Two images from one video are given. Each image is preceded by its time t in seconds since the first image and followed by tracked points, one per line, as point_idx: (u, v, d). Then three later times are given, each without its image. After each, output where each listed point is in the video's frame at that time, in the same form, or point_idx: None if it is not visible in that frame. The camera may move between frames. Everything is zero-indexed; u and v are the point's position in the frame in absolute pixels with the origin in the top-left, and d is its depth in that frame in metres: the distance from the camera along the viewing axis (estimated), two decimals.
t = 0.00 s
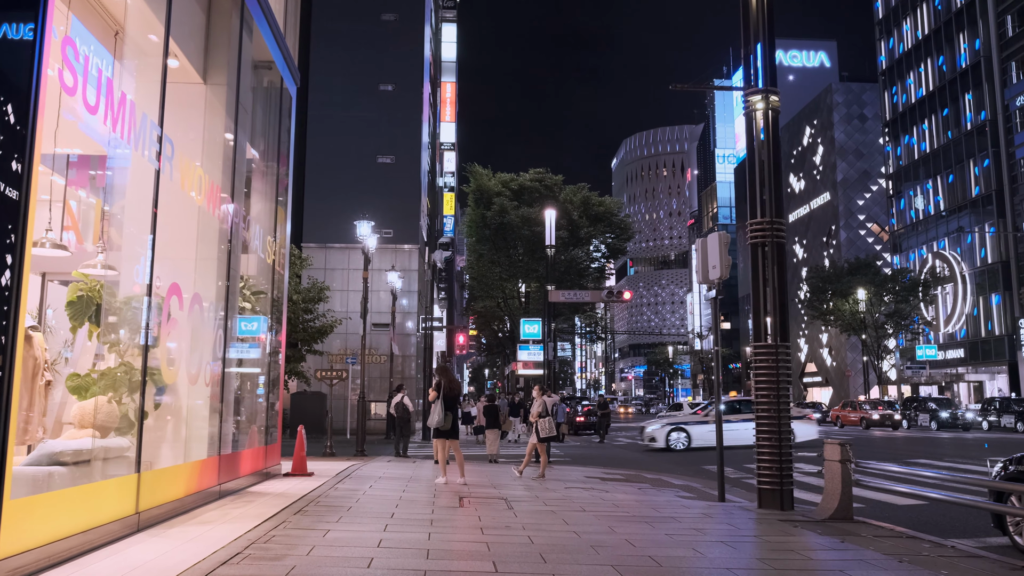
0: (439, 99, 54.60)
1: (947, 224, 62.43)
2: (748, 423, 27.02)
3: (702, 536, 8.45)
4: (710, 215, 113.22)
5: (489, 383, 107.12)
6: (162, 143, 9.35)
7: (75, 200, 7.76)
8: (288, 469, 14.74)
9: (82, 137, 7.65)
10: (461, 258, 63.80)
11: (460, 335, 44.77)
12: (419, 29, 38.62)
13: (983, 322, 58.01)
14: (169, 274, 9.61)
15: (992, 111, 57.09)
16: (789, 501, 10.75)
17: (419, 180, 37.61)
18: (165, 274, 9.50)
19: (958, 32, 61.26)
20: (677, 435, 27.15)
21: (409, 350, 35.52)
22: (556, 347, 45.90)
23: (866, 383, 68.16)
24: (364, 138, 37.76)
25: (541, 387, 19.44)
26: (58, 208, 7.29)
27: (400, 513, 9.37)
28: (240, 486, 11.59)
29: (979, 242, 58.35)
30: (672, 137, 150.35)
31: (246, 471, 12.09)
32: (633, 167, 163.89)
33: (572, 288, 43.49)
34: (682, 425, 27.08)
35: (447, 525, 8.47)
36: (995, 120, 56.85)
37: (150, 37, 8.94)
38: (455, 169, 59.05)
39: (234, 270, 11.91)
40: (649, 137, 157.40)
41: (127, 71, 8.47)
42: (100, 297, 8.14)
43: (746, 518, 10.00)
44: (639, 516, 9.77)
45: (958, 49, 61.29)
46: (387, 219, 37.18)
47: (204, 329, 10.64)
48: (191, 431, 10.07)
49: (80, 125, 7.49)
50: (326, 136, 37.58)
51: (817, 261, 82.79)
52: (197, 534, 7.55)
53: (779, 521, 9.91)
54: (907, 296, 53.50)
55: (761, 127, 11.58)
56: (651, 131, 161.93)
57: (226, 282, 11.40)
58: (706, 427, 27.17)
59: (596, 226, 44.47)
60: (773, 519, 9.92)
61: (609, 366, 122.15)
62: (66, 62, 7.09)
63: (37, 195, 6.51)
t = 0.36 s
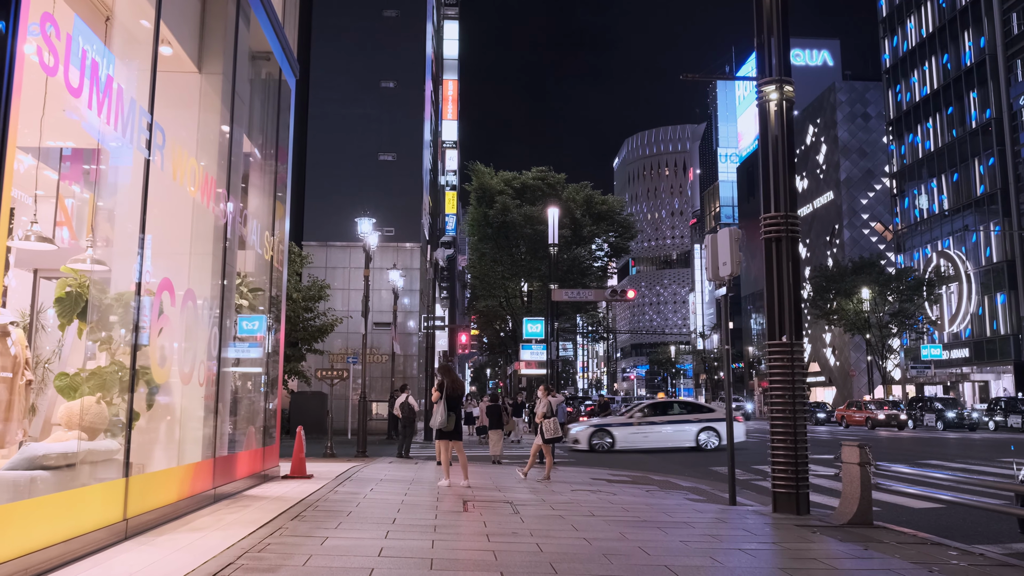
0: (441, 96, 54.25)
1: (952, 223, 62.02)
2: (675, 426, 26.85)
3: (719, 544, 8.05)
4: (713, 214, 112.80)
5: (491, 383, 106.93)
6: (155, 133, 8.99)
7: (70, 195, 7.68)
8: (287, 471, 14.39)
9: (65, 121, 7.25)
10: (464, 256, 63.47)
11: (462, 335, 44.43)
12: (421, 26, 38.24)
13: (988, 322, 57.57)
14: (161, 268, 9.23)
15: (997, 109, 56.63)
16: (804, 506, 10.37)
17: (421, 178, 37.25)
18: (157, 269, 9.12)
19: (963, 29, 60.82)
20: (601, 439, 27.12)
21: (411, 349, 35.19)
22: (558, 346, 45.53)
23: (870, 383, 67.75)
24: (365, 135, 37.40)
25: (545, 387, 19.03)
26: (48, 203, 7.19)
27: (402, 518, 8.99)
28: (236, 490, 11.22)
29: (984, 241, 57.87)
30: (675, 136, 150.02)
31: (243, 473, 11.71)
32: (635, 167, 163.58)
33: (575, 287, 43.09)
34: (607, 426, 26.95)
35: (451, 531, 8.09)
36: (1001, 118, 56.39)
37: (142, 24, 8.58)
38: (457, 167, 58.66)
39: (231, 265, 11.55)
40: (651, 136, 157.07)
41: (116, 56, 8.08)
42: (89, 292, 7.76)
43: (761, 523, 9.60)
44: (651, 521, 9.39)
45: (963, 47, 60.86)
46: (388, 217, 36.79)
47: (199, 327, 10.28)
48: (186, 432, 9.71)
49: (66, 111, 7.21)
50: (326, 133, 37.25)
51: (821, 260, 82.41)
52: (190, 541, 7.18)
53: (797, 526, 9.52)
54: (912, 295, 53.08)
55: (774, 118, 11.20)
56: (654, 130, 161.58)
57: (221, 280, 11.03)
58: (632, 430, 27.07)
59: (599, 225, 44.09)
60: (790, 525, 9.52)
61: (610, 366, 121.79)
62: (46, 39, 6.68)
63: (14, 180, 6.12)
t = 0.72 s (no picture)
0: (442, 95, 53.92)
1: (956, 222, 61.55)
2: (597, 428, 26.47)
3: (733, 550, 7.66)
4: (715, 214, 112.31)
5: (492, 385, 106.49)
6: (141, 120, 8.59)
7: (59, 191, 7.45)
8: (283, 473, 14.00)
9: (39, 101, 6.86)
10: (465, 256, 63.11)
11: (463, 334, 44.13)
12: (422, 22, 37.91)
13: (993, 322, 57.07)
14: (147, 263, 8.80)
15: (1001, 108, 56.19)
16: (819, 510, 9.99)
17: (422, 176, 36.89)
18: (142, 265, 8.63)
19: (967, 27, 60.39)
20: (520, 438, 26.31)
21: (411, 350, 34.87)
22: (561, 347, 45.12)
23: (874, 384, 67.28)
24: (367, 133, 37.05)
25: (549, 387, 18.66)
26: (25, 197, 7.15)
27: (401, 522, 8.62)
28: (228, 492, 10.84)
29: (989, 240, 57.39)
30: (677, 136, 150.22)
31: (236, 475, 11.34)
32: (637, 167, 163.28)
33: (577, 287, 42.67)
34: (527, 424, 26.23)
35: (452, 536, 7.71)
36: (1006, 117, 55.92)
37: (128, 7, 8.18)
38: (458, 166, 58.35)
39: (224, 260, 11.16)
40: (653, 136, 156.80)
41: (99, 39, 7.65)
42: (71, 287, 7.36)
43: (775, 528, 9.21)
44: (661, 526, 9.01)
45: (967, 44, 60.44)
46: (388, 216, 36.40)
47: (189, 323, 9.89)
48: (174, 434, 9.34)
49: (52, 102, 7.00)
50: (326, 131, 36.85)
51: (824, 260, 82.00)
52: (173, 548, 6.80)
53: (811, 530, 9.15)
54: (916, 295, 52.67)
55: (785, 108, 10.81)
56: (654, 131, 161.36)
57: (213, 277, 10.63)
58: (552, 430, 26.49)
59: (601, 224, 43.67)
60: (805, 529, 9.15)
61: (612, 367, 121.41)
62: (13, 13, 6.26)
63: None
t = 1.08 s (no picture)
0: (444, 92, 53.57)
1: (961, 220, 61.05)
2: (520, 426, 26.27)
3: (748, 560, 7.25)
4: (718, 213, 111.79)
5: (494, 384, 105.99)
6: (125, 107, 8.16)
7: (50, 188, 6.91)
8: (278, 477, 13.60)
9: (24, 90, 6.43)
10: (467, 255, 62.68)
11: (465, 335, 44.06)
12: (423, 18, 37.54)
13: (999, 320, 56.54)
14: (128, 257, 8.29)
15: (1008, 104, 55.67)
16: (834, 515, 9.58)
17: (423, 173, 36.48)
18: (122, 260, 8.13)
19: (973, 24, 59.89)
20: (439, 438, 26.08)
21: (412, 349, 34.47)
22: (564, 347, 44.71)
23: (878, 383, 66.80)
24: (367, 130, 36.66)
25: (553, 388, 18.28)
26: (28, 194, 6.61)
27: (398, 529, 8.23)
28: (220, 497, 10.44)
29: (995, 238, 56.90)
30: (679, 134, 149.83)
31: (228, 479, 10.94)
32: (639, 166, 162.86)
33: (580, 286, 42.23)
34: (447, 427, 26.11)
35: (451, 544, 7.33)
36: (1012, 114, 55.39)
37: None
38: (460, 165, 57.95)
39: (214, 256, 10.73)
40: (655, 135, 156.37)
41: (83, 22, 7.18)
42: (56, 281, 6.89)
43: (789, 535, 8.81)
44: (670, 532, 8.59)
45: (972, 41, 59.94)
46: (389, 214, 36.04)
47: (175, 322, 9.45)
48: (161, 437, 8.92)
49: (38, 93, 6.59)
50: (325, 127, 36.46)
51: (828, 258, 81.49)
52: (155, 558, 6.41)
53: (827, 537, 8.76)
54: (921, 294, 52.12)
55: (798, 98, 10.41)
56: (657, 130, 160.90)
57: (201, 274, 10.20)
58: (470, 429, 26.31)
59: (604, 222, 43.26)
60: (820, 536, 8.76)
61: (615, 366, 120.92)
62: None
63: None
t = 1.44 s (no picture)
0: (445, 90, 53.24)
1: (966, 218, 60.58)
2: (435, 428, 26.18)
3: (764, 567, 6.85)
4: (720, 213, 111.39)
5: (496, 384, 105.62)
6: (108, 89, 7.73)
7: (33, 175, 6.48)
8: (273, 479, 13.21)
9: (6, 76, 6.04)
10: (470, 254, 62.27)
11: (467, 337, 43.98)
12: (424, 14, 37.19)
13: (1005, 320, 56.04)
14: (110, 246, 7.83)
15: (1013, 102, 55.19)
16: (850, 518, 9.17)
17: (423, 171, 36.08)
18: (104, 250, 7.68)
19: (977, 21, 59.44)
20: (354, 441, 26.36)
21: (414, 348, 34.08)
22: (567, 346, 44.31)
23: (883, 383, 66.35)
24: (367, 126, 36.29)
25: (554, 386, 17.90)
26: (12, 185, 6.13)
27: (395, 533, 7.84)
28: (210, 499, 10.04)
29: (1000, 236, 56.48)
30: (681, 134, 149.50)
31: (220, 481, 10.55)
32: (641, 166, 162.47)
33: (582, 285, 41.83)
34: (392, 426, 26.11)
35: (450, 550, 6.94)
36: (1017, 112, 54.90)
37: None
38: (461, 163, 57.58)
39: (203, 250, 10.32)
40: (657, 134, 156.02)
41: None
42: (36, 275, 6.45)
43: (804, 538, 8.41)
44: (681, 536, 8.20)
45: (977, 38, 59.50)
46: (389, 211, 35.70)
47: (162, 316, 9.02)
48: (146, 437, 8.53)
49: (22, 80, 6.20)
50: (325, 124, 36.11)
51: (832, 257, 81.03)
52: (136, 564, 6.03)
53: (845, 541, 8.36)
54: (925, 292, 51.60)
55: (812, 83, 10.00)
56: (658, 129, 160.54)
57: (189, 268, 9.78)
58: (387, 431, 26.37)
59: (607, 220, 42.89)
60: (838, 540, 8.36)
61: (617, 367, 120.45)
62: None
63: None
